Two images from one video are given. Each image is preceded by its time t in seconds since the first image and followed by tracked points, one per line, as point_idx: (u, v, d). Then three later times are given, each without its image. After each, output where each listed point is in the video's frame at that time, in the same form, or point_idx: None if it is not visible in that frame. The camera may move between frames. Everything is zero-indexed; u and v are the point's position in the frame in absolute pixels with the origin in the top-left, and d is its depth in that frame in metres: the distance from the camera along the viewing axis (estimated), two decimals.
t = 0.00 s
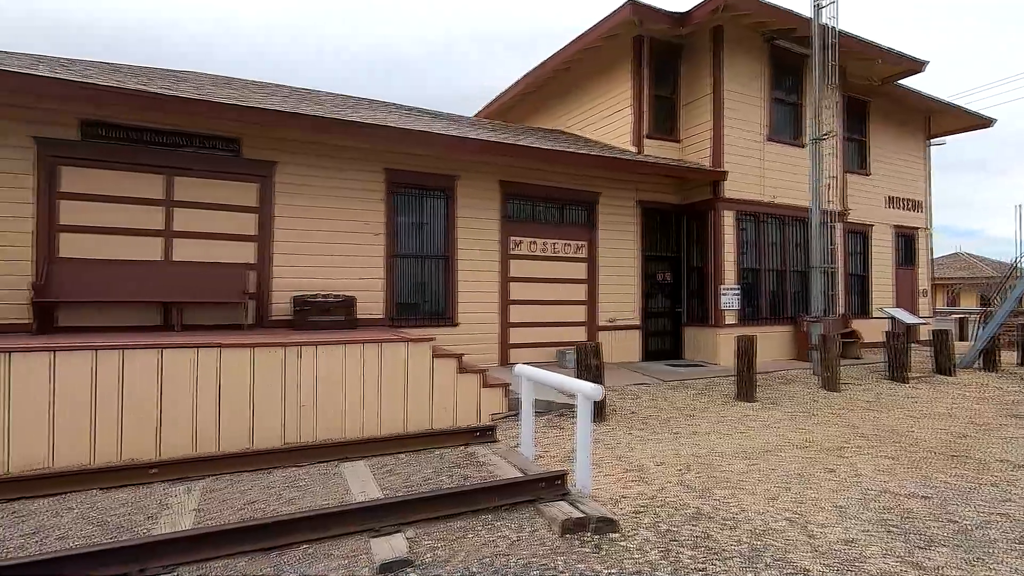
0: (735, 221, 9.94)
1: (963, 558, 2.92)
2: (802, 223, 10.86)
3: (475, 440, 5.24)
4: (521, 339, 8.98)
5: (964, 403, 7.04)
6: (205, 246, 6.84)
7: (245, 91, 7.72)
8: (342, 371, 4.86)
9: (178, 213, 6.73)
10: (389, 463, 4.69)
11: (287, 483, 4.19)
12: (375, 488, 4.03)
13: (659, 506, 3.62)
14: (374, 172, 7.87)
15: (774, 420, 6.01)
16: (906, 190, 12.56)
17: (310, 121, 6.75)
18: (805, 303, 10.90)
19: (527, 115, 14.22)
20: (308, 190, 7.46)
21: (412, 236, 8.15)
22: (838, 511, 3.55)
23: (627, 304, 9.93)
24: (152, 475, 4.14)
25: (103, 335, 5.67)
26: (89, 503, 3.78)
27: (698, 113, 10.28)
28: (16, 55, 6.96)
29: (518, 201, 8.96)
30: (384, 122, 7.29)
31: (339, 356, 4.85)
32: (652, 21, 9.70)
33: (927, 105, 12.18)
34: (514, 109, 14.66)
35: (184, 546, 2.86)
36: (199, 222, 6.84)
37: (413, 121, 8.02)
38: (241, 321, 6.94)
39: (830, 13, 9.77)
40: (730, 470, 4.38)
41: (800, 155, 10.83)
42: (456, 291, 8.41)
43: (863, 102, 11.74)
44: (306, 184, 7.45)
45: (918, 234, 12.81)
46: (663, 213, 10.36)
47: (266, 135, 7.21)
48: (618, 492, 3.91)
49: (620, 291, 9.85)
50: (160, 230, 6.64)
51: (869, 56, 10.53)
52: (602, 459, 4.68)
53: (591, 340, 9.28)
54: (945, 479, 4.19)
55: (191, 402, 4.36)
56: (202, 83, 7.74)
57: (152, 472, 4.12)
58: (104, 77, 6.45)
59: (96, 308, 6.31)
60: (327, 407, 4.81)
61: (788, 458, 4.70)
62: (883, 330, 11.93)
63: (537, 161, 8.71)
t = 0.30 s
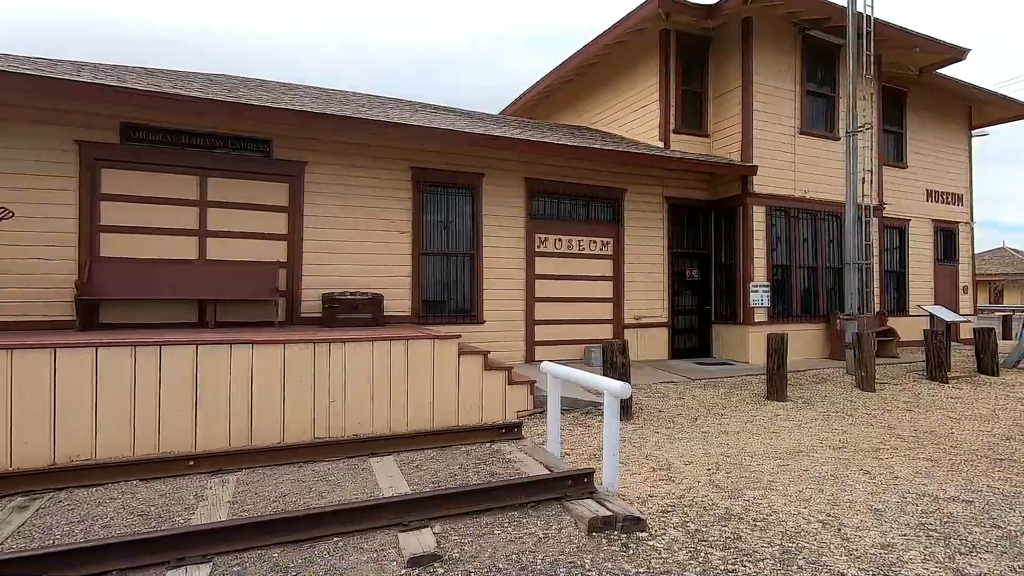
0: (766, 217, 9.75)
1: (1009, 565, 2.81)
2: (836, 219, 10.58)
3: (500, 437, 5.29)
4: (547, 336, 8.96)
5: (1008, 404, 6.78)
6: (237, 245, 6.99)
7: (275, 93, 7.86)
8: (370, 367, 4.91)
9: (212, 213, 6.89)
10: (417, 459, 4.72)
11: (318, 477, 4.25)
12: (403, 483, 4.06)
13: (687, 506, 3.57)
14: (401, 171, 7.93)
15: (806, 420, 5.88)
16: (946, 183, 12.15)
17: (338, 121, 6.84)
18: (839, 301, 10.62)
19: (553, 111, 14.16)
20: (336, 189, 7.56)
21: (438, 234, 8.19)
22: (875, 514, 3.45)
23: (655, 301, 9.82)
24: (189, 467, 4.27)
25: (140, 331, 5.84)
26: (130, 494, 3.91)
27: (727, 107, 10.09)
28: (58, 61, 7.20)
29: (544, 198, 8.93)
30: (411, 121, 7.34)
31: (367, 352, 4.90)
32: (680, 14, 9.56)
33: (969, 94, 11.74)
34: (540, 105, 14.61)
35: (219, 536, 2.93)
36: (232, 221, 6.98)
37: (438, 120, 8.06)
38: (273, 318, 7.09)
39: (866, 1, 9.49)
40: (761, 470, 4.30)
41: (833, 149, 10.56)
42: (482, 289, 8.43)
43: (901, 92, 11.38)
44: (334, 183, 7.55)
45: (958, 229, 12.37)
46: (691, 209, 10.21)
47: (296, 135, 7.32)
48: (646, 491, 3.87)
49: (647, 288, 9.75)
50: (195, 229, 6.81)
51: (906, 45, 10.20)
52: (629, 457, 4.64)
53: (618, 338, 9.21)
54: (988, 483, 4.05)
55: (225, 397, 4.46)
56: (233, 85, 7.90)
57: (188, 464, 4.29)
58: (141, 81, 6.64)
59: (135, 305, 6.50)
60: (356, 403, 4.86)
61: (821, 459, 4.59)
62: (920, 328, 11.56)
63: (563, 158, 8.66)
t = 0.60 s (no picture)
0: (795, 213, 9.55)
1: None
2: (869, 215, 10.30)
3: (525, 435, 5.31)
4: (571, 335, 8.92)
5: None
6: (266, 244, 7.12)
7: (302, 94, 7.97)
8: (396, 364, 4.96)
9: (243, 213, 7.03)
10: (442, 456, 4.75)
11: (346, 472, 4.31)
12: (429, 480, 4.09)
13: (715, 507, 3.52)
14: (426, 170, 7.98)
15: (838, 421, 5.74)
16: (986, 178, 11.73)
17: (363, 121, 6.91)
18: (872, 299, 10.34)
19: (577, 108, 14.09)
20: (362, 188, 7.63)
21: (462, 232, 8.22)
22: (911, 518, 3.35)
23: (681, 300, 9.69)
24: (223, 461, 4.39)
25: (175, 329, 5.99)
26: (166, 486, 4.02)
27: (755, 102, 9.91)
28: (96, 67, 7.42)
29: (568, 196, 8.89)
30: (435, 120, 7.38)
31: (393, 350, 4.94)
32: (706, 7, 9.41)
33: (1011, 84, 11.32)
34: (564, 103, 14.56)
35: (251, 529, 2.99)
36: (261, 221, 7.11)
37: (463, 119, 8.08)
38: (301, 316, 7.21)
39: None
40: (791, 472, 4.22)
41: (866, 143, 10.28)
42: (506, 287, 8.43)
43: (938, 83, 11.03)
44: (359, 183, 7.62)
45: (999, 225, 11.94)
46: (719, 206, 10.05)
47: (322, 136, 7.42)
48: (672, 491, 3.82)
49: (673, 286, 9.64)
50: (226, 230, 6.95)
51: (944, 34, 9.87)
52: (654, 457, 4.60)
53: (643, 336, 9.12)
54: None
55: (256, 393, 4.56)
56: (262, 88, 8.04)
57: (221, 459, 4.40)
58: (174, 85, 6.80)
59: (169, 304, 6.67)
60: (382, 400, 4.91)
61: (854, 461, 4.48)
62: (958, 327, 11.20)
63: (588, 155, 8.61)
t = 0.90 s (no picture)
0: (826, 209, 9.33)
1: None
2: (904, 211, 10.01)
3: (550, 433, 5.28)
4: (596, 333, 8.86)
5: None
6: (293, 243, 7.23)
7: (328, 95, 8.07)
8: (421, 361, 4.98)
9: (271, 213, 7.14)
10: (467, 453, 4.77)
11: (372, 468, 4.35)
12: (454, 477, 4.11)
13: (744, 508, 3.46)
14: (450, 169, 8.00)
15: (872, 423, 5.60)
16: None
17: (388, 121, 6.97)
18: (907, 298, 10.05)
19: (601, 105, 13.99)
20: (387, 187, 7.69)
21: (486, 230, 8.23)
22: (949, 524, 3.24)
23: (707, 298, 9.55)
24: (253, 455, 4.47)
25: (207, 326, 6.13)
26: (199, 479, 4.11)
27: (785, 95, 9.70)
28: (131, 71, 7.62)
29: (593, 193, 8.83)
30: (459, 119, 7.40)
31: (418, 347, 4.97)
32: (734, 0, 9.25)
33: None
34: (587, 99, 14.48)
35: (280, 523, 3.04)
36: (289, 221, 7.23)
37: (486, 117, 8.09)
38: (328, 314, 7.30)
39: None
40: (822, 474, 4.12)
41: (901, 136, 9.99)
42: (530, 285, 8.41)
43: (977, 74, 10.65)
44: (384, 183, 7.68)
45: None
46: (747, 202, 9.86)
47: (348, 136, 7.50)
48: (699, 491, 3.77)
49: (699, 285, 9.50)
50: (255, 229, 7.08)
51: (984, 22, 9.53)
52: (681, 457, 4.54)
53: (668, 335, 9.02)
54: None
55: (285, 388, 4.63)
56: (289, 89, 8.16)
57: (251, 453, 4.47)
58: (205, 88, 6.95)
59: (202, 301, 6.84)
60: (407, 397, 4.95)
61: (889, 464, 4.36)
62: (998, 327, 10.82)
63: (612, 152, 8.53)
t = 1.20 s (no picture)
0: (858, 205, 9.11)
1: None
2: (941, 206, 9.70)
3: (574, 432, 5.26)
4: (619, 331, 8.80)
5: None
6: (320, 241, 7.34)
7: (354, 94, 8.14)
8: (444, 359, 5.00)
9: (298, 212, 7.25)
10: (490, 450, 4.78)
11: (397, 464, 4.39)
12: (478, 473, 4.12)
13: (773, 510, 3.40)
14: (473, 167, 8.02)
15: (906, 425, 5.44)
16: None
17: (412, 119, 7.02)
18: (943, 296, 9.75)
19: (625, 101, 13.87)
20: (411, 185, 7.74)
21: (510, 228, 8.23)
22: (989, 530, 3.13)
23: (734, 297, 9.40)
24: (281, 450, 4.56)
25: (237, 323, 6.25)
26: (229, 472, 4.20)
27: (815, 89, 9.49)
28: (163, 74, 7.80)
29: (617, 190, 8.76)
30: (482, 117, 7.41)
31: (442, 344, 4.99)
32: None
33: None
34: (611, 96, 14.36)
35: (308, 516, 3.08)
36: (316, 219, 7.32)
37: (510, 114, 8.08)
38: (353, 311, 7.39)
39: None
40: (854, 476, 4.02)
41: (938, 129, 9.68)
42: (553, 284, 8.39)
43: (1019, 63, 10.27)
44: (409, 181, 7.73)
45: None
46: (775, 199, 9.67)
47: (373, 135, 7.56)
48: (726, 492, 3.71)
49: (726, 283, 9.35)
50: (283, 228, 7.20)
51: None
52: (707, 457, 4.48)
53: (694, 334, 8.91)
54: None
55: (311, 384, 4.69)
56: (316, 89, 8.26)
57: (280, 447, 4.57)
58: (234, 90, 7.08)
59: (231, 298, 6.98)
60: (431, 393, 4.98)
61: (924, 467, 4.23)
62: None
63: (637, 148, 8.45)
